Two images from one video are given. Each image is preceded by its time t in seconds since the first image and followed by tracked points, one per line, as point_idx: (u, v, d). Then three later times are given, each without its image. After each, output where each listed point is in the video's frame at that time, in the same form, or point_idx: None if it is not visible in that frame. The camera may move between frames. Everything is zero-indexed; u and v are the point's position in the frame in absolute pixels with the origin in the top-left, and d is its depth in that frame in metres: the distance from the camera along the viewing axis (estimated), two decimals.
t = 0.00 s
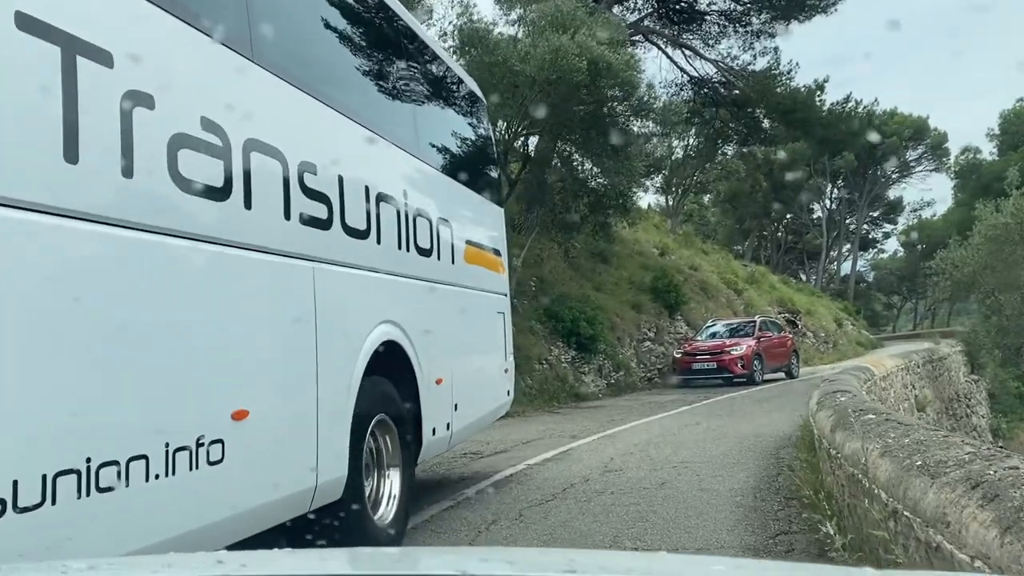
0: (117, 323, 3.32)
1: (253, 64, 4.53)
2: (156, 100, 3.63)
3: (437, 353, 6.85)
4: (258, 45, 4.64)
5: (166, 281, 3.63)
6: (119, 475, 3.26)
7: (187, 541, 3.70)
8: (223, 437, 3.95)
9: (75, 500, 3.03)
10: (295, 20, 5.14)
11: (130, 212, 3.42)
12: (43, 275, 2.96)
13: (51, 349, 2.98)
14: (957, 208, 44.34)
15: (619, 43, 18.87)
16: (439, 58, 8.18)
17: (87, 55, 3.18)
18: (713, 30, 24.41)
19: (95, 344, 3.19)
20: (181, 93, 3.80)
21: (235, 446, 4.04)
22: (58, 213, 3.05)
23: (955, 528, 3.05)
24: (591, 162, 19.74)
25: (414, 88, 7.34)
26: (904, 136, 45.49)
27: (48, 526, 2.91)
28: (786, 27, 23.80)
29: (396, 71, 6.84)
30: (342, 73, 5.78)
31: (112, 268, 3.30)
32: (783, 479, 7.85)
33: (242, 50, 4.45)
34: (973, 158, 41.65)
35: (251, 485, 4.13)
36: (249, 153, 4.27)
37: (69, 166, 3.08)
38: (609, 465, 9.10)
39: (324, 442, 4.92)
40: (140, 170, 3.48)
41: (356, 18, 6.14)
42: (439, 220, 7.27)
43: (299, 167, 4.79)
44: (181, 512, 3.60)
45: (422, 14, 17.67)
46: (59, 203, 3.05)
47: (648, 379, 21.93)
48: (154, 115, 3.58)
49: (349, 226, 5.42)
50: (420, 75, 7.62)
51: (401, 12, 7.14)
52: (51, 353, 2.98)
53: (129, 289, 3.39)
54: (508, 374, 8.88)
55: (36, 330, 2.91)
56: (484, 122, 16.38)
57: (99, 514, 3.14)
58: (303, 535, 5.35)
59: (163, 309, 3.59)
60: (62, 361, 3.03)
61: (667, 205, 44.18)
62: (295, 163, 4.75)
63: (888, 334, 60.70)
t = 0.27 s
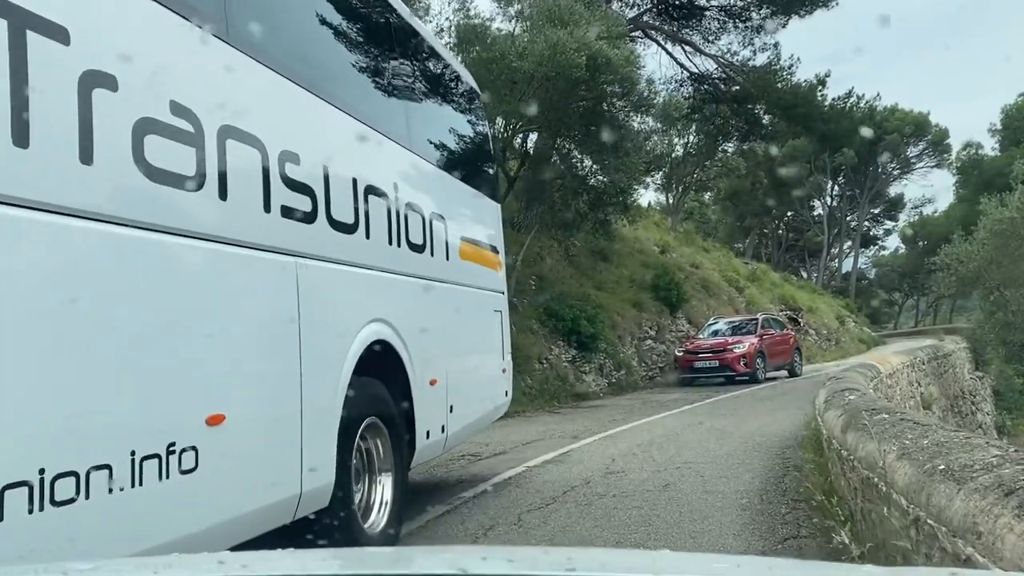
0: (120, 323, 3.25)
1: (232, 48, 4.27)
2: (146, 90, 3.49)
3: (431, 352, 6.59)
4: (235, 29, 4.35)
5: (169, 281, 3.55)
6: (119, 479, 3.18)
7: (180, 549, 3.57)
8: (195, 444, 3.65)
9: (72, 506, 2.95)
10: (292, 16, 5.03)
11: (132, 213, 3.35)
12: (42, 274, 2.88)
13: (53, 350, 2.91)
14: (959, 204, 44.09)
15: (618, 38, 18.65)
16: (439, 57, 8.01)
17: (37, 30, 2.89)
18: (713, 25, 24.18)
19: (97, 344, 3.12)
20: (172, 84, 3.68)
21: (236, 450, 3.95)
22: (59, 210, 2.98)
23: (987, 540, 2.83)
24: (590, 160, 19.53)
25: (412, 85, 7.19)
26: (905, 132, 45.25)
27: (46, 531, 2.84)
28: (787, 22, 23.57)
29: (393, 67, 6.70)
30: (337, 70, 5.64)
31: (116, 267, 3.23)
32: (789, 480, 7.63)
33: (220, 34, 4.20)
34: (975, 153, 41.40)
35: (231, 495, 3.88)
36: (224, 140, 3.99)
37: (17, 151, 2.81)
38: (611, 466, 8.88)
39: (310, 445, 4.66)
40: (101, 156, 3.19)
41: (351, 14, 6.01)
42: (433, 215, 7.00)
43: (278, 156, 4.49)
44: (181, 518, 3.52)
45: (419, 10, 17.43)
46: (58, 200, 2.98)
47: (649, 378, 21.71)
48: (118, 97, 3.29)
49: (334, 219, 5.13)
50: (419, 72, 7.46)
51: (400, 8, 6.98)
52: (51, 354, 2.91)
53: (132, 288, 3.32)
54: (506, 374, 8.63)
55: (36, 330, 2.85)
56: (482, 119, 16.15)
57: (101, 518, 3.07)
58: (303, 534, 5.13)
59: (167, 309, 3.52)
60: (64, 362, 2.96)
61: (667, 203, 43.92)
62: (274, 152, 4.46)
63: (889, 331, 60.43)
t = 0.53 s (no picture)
0: (120, 322, 3.27)
1: (199, 23, 4.00)
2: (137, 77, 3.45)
3: (424, 350, 6.35)
4: (206, 7, 4.11)
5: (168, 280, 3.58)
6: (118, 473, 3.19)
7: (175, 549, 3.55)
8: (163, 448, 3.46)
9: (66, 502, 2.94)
10: (282, 8, 4.89)
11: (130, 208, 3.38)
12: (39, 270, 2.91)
13: (52, 349, 2.94)
14: (961, 200, 43.83)
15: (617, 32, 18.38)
16: (436, 51, 7.69)
17: None
18: (713, 20, 23.92)
19: (97, 342, 3.15)
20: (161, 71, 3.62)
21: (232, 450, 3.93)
22: (57, 205, 3.02)
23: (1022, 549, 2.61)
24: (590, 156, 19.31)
25: (407, 79, 6.96)
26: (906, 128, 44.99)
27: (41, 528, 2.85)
28: (788, 16, 23.33)
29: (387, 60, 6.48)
30: (331, 64, 5.45)
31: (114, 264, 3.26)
32: (796, 481, 7.41)
33: (190, 10, 3.96)
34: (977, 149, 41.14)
35: (212, 499, 3.75)
36: (193, 124, 3.77)
37: None
38: (612, 467, 8.67)
39: (292, 447, 4.46)
40: (51, 138, 2.97)
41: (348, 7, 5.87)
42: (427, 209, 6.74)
43: (255, 143, 4.26)
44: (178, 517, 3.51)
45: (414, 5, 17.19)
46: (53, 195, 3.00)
47: (650, 377, 21.49)
48: (71, 75, 3.07)
49: (317, 210, 4.88)
50: (414, 66, 7.22)
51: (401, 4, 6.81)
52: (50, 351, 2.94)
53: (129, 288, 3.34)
54: (504, 373, 8.40)
55: (34, 328, 2.87)
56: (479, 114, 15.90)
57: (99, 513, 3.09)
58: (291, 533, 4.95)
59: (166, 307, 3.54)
60: (64, 361, 2.99)
61: (668, 201, 43.65)
62: (252, 138, 4.23)
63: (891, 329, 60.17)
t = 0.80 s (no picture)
0: (114, 322, 3.16)
1: None
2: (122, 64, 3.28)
3: (416, 350, 6.07)
4: None
5: (164, 283, 3.47)
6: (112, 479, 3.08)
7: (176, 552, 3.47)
8: (125, 459, 3.17)
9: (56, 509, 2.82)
10: None
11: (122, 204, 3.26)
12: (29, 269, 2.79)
13: (50, 350, 2.85)
14: (961, 198, 43.65)
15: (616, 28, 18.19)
16: (432, 48, 7.52)
17: None
18: (712, 17, 23.71)
19: (96, 345, 3.06)
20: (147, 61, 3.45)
21: (225, 456, 3.80)
22: (47, 202, 2.91)
23: None
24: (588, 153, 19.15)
25: (400, 73, 6.77)
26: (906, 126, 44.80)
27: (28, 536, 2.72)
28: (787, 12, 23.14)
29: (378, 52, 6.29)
30: (321, 58, 5.24)
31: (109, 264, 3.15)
32: (801, 484, 7.21)
33: None
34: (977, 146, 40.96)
35: (202, 503, 3.59)
36: (161, 109, 3.49)
37: None
38: (613, 470, 8.45)
39: (270, 454, 4.17)
40: None
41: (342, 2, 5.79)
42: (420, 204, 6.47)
43: (232, 130, 3.98)
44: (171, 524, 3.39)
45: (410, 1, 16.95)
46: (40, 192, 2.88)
47: (651, 377, 21.28)
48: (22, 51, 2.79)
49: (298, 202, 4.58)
50: (410, 63, 7.04)
51: None
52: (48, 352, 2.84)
53: (125, 289, 3.23)
54: (500, 374, 8.15)
55: (32, 328, 2.78)
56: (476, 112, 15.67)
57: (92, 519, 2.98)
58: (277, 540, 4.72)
59: (162, 309, 3.43)
60: (61, 365, 2.89)
61: (667, 200, 43.43)
62: (227, 125, 3.95)
63: (891, 327, 60.00)
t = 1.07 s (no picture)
0: (111, 326, 3.02)
1: None
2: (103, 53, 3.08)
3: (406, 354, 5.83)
4: None
5: (162, 285, 3.33)
6: (106, 486, 2.95)
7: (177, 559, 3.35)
8: (84, 473, 2.86)
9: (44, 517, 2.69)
10: None
11: (114, 202, 3.09)
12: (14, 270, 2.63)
13: (47, 355, 2.73)
14: (961, 197, 43.49)
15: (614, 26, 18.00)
16: (429, 48, 7.39)
17: None
18: (710, 16, 23.50)
19: (93, 347, 2.93)
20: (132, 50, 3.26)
21: (222, 465, 3.64)
22: (41, 201, 2.78)
23: None
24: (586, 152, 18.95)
25: (395, 71, 6.61)
26: (904, 126, 44.65)
27: (15, 546, 2.60)
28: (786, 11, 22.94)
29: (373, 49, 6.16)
30: (312, 51, 5.03)
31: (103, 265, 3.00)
32: (805, 489, 7.02)
33: None
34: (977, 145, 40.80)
35: (196, 512, 3.45)
36: (129, 96, 3.19)
37: None
38: (611, 474, 8.25)
39: (250, 462, 3.86)
40: None
41: None
42: (411, 201, 6.22)
43: (206, 120, 3.69)
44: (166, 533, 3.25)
45: None
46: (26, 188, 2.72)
47: (649, 378, 21.09)
48: None
49: (281, 197, 4.30)
50: (405, 61, 6.89)
51: None
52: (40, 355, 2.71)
53: (121, 290, 3.09)
54: (494, 377, 7.93)
55: (26, 331, 2.66)
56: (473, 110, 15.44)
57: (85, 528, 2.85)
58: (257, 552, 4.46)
59: (159, 310, 3.29)
60: (59, 372, 2.78)
61: (666, 199, 43.21)
62: (201, 116, 3.66)
63: (890, 327, 59.89)
